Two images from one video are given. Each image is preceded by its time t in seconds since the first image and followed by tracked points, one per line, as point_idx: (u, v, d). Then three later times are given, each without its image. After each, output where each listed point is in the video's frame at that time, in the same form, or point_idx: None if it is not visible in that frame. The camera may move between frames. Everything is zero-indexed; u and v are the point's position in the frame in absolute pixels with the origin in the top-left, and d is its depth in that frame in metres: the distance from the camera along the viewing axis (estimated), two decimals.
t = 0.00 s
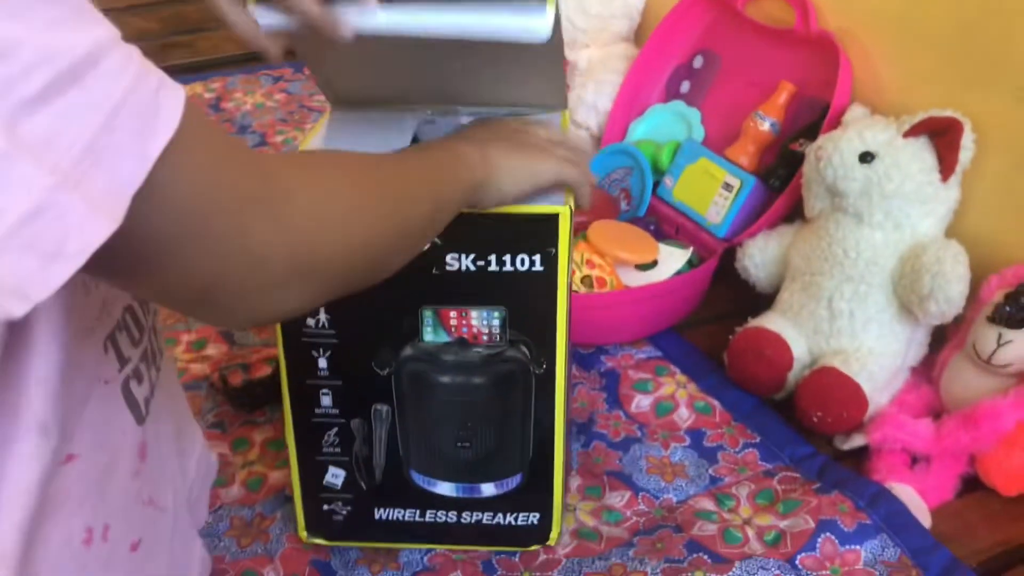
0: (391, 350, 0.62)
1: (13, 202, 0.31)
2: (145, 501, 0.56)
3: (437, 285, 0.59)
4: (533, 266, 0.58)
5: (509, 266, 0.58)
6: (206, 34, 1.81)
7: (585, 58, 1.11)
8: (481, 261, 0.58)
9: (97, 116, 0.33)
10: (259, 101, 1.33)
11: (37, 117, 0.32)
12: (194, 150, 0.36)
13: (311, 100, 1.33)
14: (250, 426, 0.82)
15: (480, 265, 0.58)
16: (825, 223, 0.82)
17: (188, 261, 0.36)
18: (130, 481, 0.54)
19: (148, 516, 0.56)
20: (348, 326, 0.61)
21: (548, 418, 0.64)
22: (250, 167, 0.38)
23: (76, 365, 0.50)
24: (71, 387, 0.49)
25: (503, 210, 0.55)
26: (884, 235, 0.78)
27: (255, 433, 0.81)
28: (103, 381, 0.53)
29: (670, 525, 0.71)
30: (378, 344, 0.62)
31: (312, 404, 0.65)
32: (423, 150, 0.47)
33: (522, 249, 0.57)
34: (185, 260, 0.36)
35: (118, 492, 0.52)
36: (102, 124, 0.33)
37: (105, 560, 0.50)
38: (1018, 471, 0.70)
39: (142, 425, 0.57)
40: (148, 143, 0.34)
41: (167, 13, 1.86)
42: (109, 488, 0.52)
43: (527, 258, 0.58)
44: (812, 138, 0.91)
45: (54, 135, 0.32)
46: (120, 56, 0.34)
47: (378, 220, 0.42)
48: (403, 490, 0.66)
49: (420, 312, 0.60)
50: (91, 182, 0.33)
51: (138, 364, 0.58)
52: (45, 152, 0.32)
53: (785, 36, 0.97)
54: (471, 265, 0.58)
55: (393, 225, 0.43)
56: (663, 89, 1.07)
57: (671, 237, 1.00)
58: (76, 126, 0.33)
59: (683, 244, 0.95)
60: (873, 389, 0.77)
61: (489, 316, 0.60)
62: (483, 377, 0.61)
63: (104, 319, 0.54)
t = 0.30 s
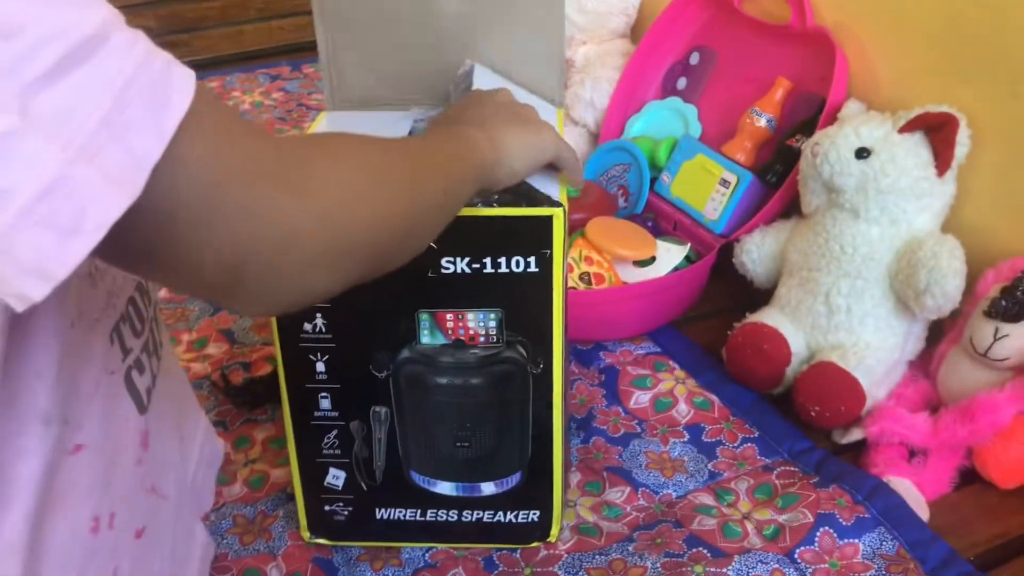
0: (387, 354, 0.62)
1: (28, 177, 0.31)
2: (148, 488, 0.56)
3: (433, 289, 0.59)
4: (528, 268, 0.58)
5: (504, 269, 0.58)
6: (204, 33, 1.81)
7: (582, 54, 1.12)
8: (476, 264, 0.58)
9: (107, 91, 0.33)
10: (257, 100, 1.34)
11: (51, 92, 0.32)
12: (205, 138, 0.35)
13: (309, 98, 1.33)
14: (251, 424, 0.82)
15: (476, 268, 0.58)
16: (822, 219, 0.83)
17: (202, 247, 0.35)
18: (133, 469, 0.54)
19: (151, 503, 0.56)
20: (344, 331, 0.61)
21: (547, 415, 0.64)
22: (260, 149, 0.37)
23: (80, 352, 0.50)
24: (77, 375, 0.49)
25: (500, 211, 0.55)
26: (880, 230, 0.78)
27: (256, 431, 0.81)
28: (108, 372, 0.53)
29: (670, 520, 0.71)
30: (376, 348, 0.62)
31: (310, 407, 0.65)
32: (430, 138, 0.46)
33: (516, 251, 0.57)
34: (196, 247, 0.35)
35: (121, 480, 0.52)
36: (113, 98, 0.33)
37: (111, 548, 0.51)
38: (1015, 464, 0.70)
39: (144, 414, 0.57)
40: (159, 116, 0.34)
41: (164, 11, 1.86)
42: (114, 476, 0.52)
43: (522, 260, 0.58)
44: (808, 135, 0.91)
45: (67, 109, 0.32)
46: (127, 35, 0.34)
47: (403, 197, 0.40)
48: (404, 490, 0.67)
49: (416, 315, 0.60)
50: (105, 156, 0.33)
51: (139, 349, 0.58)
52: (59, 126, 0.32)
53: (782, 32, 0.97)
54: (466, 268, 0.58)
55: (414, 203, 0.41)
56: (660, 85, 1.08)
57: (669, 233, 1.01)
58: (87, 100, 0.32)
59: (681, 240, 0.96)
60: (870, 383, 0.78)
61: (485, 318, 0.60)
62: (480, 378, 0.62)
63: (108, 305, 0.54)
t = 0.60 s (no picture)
0: (398, 351, 0.63)
1: (19, 171, 0.28)
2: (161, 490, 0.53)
3: (443, 287, 0.60)
4: (538, 265, 0.58)
5: (516, 265, 0.59)
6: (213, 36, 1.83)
7: (589, 53, 1.11)
8: (487, 261, 0.59)
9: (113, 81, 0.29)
10: (264, 100, 1.34)
11: (51, 83, 0.29)
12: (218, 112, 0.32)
13: (316, 98, 1.34)
14: (262, 421, 0.83)
15: (487, 265, 0.59)
16: (829, 217, 0.83)
17: (202, 235, 0.32)
18: (146, 465, 0.51)
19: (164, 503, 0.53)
20: (355, 328, 0.62)
21: (556, 411, 0.65)
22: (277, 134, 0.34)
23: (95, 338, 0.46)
24: (89, 363, 0.46)
25: (510, 208, 0.56)
26: (887, 229, 0.79)
27: (267, 428, 0.82)
28: (120, 370, 0.49)
29: (677, 517, 0.72)
30: (386, 345, 0.63)
31: (322, 403, 0.66)
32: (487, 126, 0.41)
33: (526, 248, 0.58)
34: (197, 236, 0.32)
35: (132, 475, 0.49)
36: (119, 89, 0.30)
37: (118, 547, 0.48)
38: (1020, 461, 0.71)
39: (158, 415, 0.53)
40: (166, 110, 0.30)
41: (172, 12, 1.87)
42: (124, 471, 0.48)
43: (532, 257, 0.58)
44: (814, 133, 0.91)
45: (68, 100, 0.29)
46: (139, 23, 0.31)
47: (432, 201, 0.36)
48: (414, 485, 0.68)
49: (426, 312, 0.61)
50: (104, 150, 0.29)
51: (156, 336, 0.54)
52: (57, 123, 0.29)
53: (787, 32, 0.97)
54: (477, 266, 0.59)
55: (451, 204, 0.36)
56: (666, 85, 1.08)
57: (676, 231, 1.01)
58: (89, 91, 0.29)
59: (688, 239, 0.96)
60: (876, 380, 0.78)
61: (496, 315, 0.61)
62: (490, 374, 0.62)
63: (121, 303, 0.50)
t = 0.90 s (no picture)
0: (401, 348, 0.63)
1: (51, 133, 0.30)
2: (158, 479, 0.53)
3: (447, 284, 0.60)
4: (542, 263, 0.59)
5: (518, 263, 0.59)
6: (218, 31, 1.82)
7: (594, 50, 1.11)
8: (490, 258, 0.59)
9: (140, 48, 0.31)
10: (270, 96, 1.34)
11: (82, 51, 0.31)
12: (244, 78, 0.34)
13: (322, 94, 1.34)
14: (266, 416, 0.83)
15: (489, 263, 0.59)
16: (834, 214, 0.83)
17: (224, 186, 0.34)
18: (142, 455, 0.51)
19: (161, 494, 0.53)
20: (359, 325, 0.62)
21: (561, 408, 0.65)
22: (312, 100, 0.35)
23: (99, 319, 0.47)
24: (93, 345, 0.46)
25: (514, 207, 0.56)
26: (893, 226, 0.78)
27: (271, 423, 0.82)
28: (120, 361, 0.49)
29: (681, 513, 0.71)
30: (389, 342, 0.63)
31: (325, 400, 0.66)
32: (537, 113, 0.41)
33: (531, 245, 0.58)
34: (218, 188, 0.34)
35: (127, 463, 0.49)
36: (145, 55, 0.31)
37: (114, 534, 0.47)
38: None
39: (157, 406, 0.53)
40: (191, 73, 0.32)
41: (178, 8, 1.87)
42: (120, 458, 0.48)
43: (536, 255, 0.59)
44: (821, 130, 0.92)
45: (97, 66, 0.31)
46: None
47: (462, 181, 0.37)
48: (418, 481, 0.68)
49: (430, 309, 0.61)
50: (132, 113, 0.31)
51: (157, 324, 0.55)
52: (88, 89, 0.30)
53: (793, 28, 0.97)
54: (480, 263, 0.59)
55: (479, 190, 0.37)
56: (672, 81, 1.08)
57: (681, 229, 1.01)
58: (118, 58, 0.31)
59: (693, 236, 0.96)
60: (882, 378, 0.78)
61: (499, 313, 0.61)
62: (493, 372, 0.62)
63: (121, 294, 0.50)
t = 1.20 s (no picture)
0: (396, 347, 0.62)
1: (97, 125, 0.30)
2: (165, 462, 0.52)
3: (441, 283, 0.60)
4: (535, 261, 0.58)
5: (511, 261, 0.58)
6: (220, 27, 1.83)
7: (596, 49, 1.11)
8: (483, 256, 0.58)
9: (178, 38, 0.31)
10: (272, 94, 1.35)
11: (122, 42, 0.30)
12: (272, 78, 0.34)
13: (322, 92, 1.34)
14: (265, 414, 0.83)
15: (482, 261, 0.59)
16: (835, 214, 0.83)
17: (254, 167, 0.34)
18: (151, 436, 0.51)
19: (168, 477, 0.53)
20: (353, 325, 0.62)
21: (557, 407, 0.64)
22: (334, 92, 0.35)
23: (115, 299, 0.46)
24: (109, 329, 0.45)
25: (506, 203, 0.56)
26: (893, 226, 0.78)
27: (270, 421, 0.82)
28: (132, 345, 0.49)
29: (680, 513, 0.71)
30: (383, 340, 0.62)
31: (321, 400, 0.65)
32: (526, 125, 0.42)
33: (523, 243, 0.57)
34: (247, 172, 0.34)
35: (137, 442, 0.49)
36: (182, 45, 0.31)
37: (123, 514, 0.47)
38: None
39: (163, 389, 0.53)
40: (227, 63, 0.32)
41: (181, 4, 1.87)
42: (130, 440, 0.48)
43: (528, 253, 0.58)
44: (821, 130, 0.91)
45: (136, 59, 0.30)
46: None
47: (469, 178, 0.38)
48: (414, 480, 0.68)
49: (424, 308, 0.61)
50: (168, 103, 0.31)
51: (165, 309, 0.54)
52: (126, 82, 0.30)
53: (795, 28, 0.97)
54: (473, 262, 0.59)
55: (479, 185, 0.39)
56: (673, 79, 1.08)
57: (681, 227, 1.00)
58: (156, 48, 0.31)
59: (693, 235, 0.96)
60: (881, 378, 0.78)
61: (493, 310, 0.61)
62: (489, 369, 0.62)
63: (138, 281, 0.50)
